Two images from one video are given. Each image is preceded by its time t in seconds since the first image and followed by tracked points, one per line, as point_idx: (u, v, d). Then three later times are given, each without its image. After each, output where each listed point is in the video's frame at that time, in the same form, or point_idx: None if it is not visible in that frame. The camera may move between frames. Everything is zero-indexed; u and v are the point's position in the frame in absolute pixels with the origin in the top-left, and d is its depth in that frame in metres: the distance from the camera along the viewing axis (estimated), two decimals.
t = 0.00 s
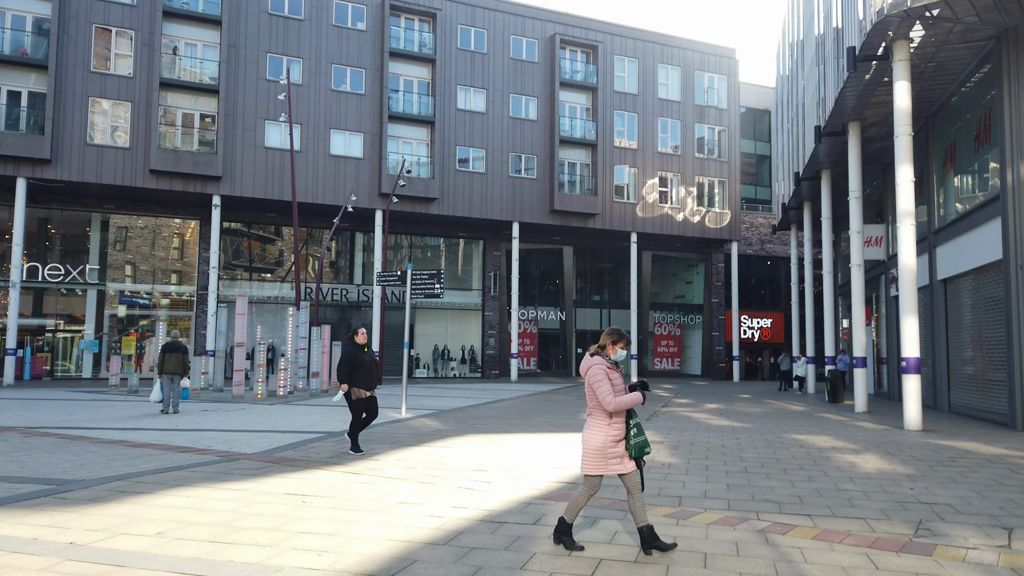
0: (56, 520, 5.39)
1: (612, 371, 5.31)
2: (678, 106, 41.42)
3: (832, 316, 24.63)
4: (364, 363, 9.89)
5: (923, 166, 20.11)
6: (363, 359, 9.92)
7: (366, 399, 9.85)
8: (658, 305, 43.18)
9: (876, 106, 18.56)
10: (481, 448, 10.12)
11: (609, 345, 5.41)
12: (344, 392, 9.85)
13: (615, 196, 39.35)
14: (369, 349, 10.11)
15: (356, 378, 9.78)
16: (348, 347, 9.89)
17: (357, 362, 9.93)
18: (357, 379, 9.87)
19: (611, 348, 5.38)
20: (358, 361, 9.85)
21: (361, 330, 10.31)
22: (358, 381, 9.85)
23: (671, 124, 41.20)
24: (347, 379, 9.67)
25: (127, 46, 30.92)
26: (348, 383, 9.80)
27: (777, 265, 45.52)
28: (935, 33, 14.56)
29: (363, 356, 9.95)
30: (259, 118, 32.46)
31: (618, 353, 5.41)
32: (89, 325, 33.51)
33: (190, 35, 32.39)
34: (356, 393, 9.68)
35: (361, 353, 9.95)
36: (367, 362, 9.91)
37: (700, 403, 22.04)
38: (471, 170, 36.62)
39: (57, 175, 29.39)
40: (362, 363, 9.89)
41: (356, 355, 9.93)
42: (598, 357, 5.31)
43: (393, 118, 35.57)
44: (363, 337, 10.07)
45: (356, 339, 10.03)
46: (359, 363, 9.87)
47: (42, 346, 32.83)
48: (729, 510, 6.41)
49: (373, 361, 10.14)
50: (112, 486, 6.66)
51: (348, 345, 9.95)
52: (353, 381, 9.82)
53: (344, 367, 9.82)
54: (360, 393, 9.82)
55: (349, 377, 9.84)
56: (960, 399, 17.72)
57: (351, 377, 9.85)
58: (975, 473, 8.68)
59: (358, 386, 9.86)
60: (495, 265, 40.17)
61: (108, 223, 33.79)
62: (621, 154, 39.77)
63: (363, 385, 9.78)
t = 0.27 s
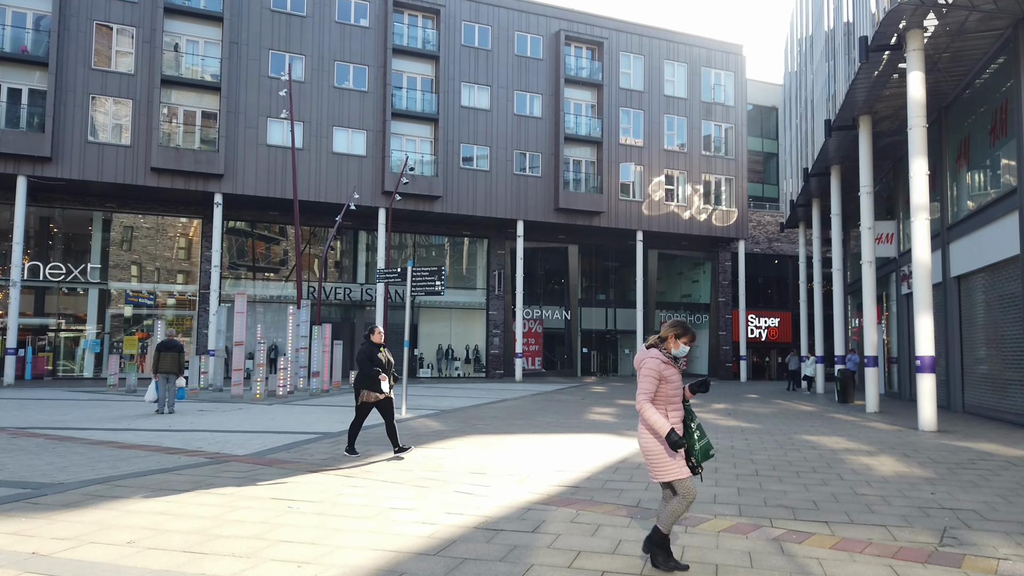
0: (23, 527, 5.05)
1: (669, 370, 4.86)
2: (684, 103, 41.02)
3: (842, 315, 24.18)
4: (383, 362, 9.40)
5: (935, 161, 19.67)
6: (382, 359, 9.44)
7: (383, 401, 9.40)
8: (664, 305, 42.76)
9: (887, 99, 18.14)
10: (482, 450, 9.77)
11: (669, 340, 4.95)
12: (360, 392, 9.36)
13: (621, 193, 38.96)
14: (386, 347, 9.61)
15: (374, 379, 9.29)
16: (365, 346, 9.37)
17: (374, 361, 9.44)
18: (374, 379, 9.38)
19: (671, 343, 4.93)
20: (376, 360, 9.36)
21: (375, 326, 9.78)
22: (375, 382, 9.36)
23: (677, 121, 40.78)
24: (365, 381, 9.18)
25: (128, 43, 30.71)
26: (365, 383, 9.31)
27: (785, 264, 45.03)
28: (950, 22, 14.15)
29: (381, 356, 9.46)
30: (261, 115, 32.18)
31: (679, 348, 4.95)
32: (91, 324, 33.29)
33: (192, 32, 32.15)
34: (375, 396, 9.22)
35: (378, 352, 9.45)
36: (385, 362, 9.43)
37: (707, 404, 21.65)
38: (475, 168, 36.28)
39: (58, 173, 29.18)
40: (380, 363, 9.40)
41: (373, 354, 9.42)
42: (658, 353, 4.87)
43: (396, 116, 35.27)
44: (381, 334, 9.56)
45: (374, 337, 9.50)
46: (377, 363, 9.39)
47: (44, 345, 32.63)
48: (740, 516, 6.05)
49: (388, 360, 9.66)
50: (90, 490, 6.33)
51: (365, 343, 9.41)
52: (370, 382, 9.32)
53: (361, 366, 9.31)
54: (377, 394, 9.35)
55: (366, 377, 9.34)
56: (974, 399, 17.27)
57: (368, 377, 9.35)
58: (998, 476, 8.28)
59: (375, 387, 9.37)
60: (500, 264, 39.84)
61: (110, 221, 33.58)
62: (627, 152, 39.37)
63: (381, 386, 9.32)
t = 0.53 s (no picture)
0: None
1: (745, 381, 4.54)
2: (695, 100, 40.55)
3: (857, 315, 23.71)
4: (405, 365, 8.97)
5: (954, 157, 19.17)
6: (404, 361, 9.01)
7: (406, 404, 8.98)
8: (674, 304, 42.32)
9: (905, 93, 17.67)
10: (487, 454, 9.43)
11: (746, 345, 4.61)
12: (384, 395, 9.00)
13: (631, 192, 38.53)
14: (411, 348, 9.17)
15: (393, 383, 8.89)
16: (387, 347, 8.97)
17: (397, 363, 9.03)
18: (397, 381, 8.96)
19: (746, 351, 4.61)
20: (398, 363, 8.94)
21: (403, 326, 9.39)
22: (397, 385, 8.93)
23: (688, 119, 40.32)
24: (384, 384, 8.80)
25: (134, 42, 30.57)
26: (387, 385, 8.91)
27: (797, 263, 44.45)
28: (971, 12, 13.70)
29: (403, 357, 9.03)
30: (268, 114, 31.96)
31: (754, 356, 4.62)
32: (97, 324, 33.15)
33: (198, 30, 31.94)
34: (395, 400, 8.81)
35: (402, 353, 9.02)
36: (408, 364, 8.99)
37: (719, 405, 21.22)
38: (483, 167, 35.95)
39: (64, 173, 29.05)
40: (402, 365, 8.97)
41: (396, 356, 9.01)
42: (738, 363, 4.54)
43: (403, 114, 34.97)
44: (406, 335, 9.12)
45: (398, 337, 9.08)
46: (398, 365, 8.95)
47: (51, 346, 32.53)
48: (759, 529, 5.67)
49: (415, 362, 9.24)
50: (73, 498, 6.02)
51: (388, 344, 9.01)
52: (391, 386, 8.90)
53: (383, 368, 8.93)
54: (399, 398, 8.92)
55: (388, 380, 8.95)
56: (995, 401, 16.79)
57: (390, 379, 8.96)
58: None
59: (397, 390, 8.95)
60: (508, 263, 39.51)
61: (117, 221, 33.46)
62: (636, 150, 38.93)
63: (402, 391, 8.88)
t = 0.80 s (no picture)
0: None
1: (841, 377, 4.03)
2: (707, 97, 40.07)
3: (873, 314, 23.22)
4: (424, 368, 8.31)
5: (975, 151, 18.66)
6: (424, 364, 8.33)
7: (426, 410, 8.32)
8: (686, 304, 41.85)
9: (924, 86, 17.19)
10: (493, 458, 9.08)
11: (838, 336, 4.13)
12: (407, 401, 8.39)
13: (641, 190, 38.10)
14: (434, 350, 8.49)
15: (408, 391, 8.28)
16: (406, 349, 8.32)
17: (417, 366, 8.37)
18: (417, 386, 8.31)
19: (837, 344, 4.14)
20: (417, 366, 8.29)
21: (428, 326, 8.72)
22: (416, 390, 8.29)
23: (699, 116, 39.84)
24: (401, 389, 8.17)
25: (142, 40, 30.44)
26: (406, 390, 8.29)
27: (810, 261, 43.85)
28: None
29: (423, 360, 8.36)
30: (276, 112, 31.75)
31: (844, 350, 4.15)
32: (105, 324, 33.02)
33: (205, 28, 31.74)
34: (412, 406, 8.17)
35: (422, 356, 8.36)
36: (428, 368, 8.33)
37: (732, 406, 20.78)
38: (492, 165, 35.62)
39: (72, 171, 28.94)
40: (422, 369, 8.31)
41: (416, 358, 8.35)
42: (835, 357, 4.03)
43: (412, 112, 34.68)
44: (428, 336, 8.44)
45: (418, 338, 8.42)
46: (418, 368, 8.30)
47: (60, 345, 32.44)
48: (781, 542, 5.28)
49: (437, 365, 8.55)
50: (54, 505, 5.70)
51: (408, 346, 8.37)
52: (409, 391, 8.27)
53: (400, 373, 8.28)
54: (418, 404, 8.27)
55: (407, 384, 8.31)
56: (1018, 402, 16.29)
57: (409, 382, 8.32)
58: None
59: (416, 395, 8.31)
60: (518, 262, 39.17)
61: (125, 220, 33.36)
62: (647, 147, 38.50)
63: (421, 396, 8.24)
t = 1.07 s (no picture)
0: None
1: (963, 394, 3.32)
2: (713, 95, 39.65)
3: (883, 314, 22.79)
4: (447, 370, 7.80)
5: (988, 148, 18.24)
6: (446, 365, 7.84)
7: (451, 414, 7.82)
8: (692, 304, 41.44)
9: (937, 80, 16.78)
10: (492, 463, 8.72)
11: (953, 346, 3.47)
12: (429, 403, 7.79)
13: (647, 189, 37.73)
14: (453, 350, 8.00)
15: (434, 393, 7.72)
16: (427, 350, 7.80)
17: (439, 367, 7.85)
18: (440, 389, 7.80)
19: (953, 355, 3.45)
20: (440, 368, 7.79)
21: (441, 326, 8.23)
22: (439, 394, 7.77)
23: (706, 114, 39.43)
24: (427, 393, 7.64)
25: (143, 39, 30.24)
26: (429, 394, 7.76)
27: (818, 261, 43.36)
28: None
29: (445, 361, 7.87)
30: (278, 111, 31.50)
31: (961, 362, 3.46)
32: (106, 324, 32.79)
33: (207, 26, 31.49)
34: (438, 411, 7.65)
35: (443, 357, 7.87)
36: (450, 370, 7.83)
37: (739, 408, 20.39)
38: (496, 164, 35.29)
39: (73, 171, 28.72)
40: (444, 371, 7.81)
41: (437, 360, 7.85)
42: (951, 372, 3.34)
43: (415, 111, 34.39)
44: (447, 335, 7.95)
45: (436, 338, 7.92)
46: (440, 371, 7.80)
47: (61, 346, 32.23)
48: (796, 558, 4.92)
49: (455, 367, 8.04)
50: (23, 515, 5.36)
51: (427, 347, 7.85)
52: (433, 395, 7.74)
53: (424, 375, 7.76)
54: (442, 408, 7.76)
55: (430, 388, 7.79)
56: None
57: (432, 386, 7.80)
58: None
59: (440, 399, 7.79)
60: (522, 262, 38.85)
61: (127, 221, 33.15)
62: (653, 146, 38.12)
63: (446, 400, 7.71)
